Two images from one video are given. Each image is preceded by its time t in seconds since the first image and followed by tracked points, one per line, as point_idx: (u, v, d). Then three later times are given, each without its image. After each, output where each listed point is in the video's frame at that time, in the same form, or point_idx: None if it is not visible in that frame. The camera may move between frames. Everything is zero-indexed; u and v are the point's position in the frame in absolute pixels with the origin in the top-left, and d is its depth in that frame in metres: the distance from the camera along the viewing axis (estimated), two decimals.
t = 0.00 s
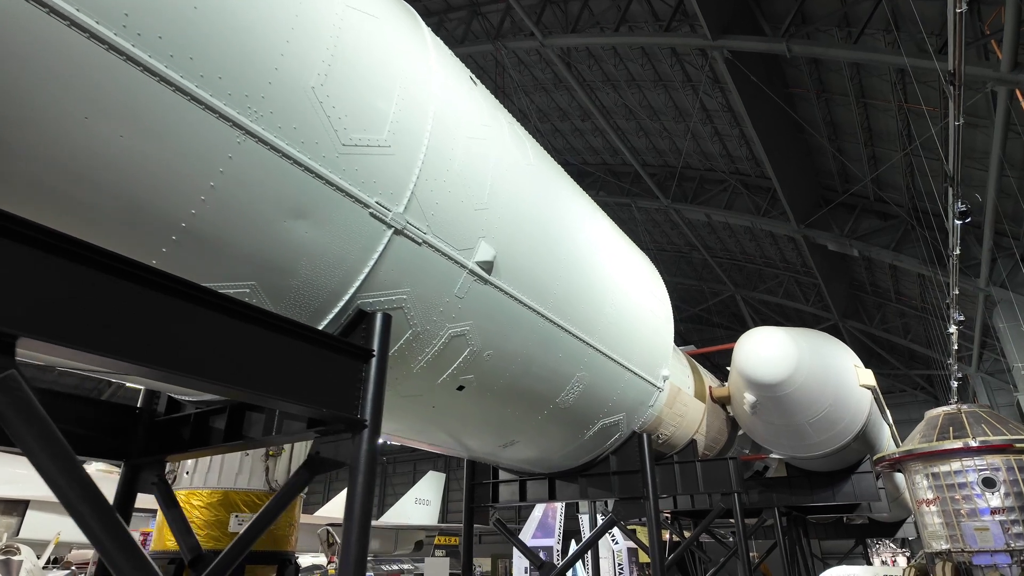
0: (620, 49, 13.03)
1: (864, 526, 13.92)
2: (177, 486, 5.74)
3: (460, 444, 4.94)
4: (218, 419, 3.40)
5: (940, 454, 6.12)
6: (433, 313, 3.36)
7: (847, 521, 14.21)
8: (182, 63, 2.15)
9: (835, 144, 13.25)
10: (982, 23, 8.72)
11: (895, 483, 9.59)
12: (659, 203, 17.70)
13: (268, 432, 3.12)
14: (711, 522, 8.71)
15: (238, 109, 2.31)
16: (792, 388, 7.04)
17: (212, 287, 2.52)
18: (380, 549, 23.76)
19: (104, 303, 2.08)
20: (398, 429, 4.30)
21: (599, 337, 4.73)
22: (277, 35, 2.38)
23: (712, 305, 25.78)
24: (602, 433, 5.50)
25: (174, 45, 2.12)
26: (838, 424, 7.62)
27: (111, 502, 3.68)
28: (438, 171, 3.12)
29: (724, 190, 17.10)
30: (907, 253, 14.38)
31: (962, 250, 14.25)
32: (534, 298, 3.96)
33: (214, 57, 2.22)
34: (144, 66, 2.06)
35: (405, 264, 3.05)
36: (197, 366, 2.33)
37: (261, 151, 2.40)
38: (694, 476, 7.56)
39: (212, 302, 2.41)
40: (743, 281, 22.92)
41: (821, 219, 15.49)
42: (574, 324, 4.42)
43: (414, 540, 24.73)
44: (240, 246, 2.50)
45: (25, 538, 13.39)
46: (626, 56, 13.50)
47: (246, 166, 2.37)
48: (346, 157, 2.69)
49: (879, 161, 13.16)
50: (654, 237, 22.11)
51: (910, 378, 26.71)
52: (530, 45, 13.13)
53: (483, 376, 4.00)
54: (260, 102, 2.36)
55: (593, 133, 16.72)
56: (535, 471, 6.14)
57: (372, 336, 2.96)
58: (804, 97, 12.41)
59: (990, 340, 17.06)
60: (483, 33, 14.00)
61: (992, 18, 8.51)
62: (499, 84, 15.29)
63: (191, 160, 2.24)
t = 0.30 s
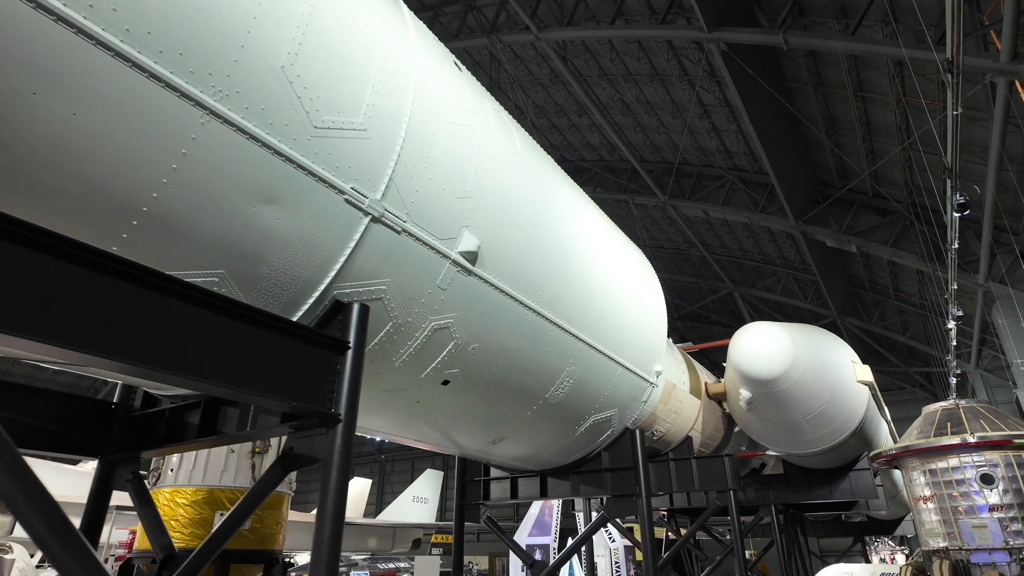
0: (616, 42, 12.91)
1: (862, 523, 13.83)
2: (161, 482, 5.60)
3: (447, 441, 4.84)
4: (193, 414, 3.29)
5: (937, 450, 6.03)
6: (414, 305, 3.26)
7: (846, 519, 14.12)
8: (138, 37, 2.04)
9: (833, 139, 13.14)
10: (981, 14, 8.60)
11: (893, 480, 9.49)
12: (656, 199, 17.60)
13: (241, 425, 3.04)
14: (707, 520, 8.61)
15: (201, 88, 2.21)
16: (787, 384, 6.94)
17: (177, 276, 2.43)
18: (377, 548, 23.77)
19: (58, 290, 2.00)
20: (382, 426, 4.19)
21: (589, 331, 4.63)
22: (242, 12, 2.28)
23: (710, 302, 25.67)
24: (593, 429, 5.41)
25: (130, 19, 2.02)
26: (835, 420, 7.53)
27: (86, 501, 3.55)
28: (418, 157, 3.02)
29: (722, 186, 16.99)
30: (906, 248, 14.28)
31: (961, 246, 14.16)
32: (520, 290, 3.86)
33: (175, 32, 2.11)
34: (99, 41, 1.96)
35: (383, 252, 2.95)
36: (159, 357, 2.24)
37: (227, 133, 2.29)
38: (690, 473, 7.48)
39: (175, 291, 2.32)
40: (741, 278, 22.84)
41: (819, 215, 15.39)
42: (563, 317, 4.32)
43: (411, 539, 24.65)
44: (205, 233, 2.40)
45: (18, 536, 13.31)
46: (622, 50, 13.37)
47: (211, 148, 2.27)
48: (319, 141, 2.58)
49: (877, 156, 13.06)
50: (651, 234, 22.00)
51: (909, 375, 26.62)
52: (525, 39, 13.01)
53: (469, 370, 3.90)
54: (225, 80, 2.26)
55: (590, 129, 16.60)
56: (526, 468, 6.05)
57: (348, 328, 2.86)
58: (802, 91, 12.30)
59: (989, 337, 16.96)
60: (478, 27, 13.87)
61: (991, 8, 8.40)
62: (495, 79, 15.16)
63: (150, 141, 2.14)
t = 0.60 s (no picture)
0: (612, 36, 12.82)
1: (861, 522, 13.73)
2: (147, 479, 5.50)
3: (436, 437, 4.75)
4: (170, 409, 3.20)
5: (935, 447, 5.95)
6: (396, 297, 3.17)
7: (845, 517, 14.03)
8: (97, 12, 1.96)
9: (832, 134, 13.06)
10: (981, 5, 8.50)
11: (892, 478, 9.40)
12: (654, 196, 17.51)
13: (217, 420, 2.96)
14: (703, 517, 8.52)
15: (165, 66, 2.12)
16: (784, 380, 6.86)
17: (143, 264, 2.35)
18: (375, 546, 23.71)
19: (16, 278, 1.94)
20: (367, 422, 4.09)
21: (580, 325, 4.54)
22: None
23: (709, 300, 25.58)
24: (586, 425, 5.32)
25: None
26: (833, 417, 7.44)
27: (61, 497, 3.42)
28: (399, 144, 2.93)
29: (720, 182, 16.89)
30: (905, 245, 14.20)
31: (961, 242, 14.07)
32: (509, 282, 3.77)
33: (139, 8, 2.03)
34: (53, 14, 1.87)
35: (362, 242, 2.86)
36: (123, 347, 2.16)
37: (193, 114, 2.21)
38: (686, 470, 7.40)
39: (141, 278, 2.25)
40: (740, 275, 22.75)
41: (818, 212, 15.31)
42: (553, 311, 4.23)
43: (409, 537, 24.60)
44: (173, 219, 2.31)
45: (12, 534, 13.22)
46: (619, 45, 13.28)
47: (178, 130, 2.19)
48: (293, 125, 2.50)
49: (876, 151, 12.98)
50: (650, 231, 21.90)
51: (909, 374, 26.54)
52: (521, 34, 12.92)
53: (456, 365, 3.81)
54: (192, 59, 2.18)
55: (588, 125, 16.50)
56: (518, 465, 5.97)
57: (325, 319, 2.77)
58: (800, 86, 12.22)
59: (989, 334, 16.87)
60: (474, 21, 13.76)
61: None
62: (492, 75, 15.06)
63: (112, 123, 2.06)
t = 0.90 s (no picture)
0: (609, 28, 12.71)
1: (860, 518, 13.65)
2: (132, 474, 5.43)
3: (425, 430, 4.66)
4: (146, 399, 3.11)
5: (933, 440, 5.87)
6: (378, 284, 3.07)
7: (844, 514, 13.96)
8: None
9: (831, 128, 12.97)
10: None
11: (891, 474, 9.31)
12: (652, 191, 17.42)
13: (192, 410, 2.87)
14: (700, 513, 8.43)
15: (127, 36, 2.02)
16: (781, 374, 6.77)
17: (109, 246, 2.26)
18: (373, 542, 23.67)
19: None
20: (352, 414, 4.00)
21: (573, 316, 4.45)
22: None
23: (708, 297, 25.49)
24: (579, 419, 5.24)
25: None
26: (831, 412, 7.35)
27: (37, 488, 3.33)
28: (380, 124, 2.83)
29: (719, 177, 16.80)
30: (904, 240, 14.12)
31: (961, 237, 13.98)
32: (497, 271, 3.67)
33: None
34: None
35: (342, 226, 2.76)
36: (83, 330, 2.07)
37: (158, 88, 2.11)
38: (682, 465, 7.31)
39: (106, 261, 2.16)
40: (739, 271, 22.67)
41: (817, 206, 15.22)
42: (543, 301, 4.13)
43: (408, 534, 24.56)
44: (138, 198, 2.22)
45: (5, 531, 13.14)
46: (617, 37, 13.18)
47: (140, 105, 2.09)
48: (266, 102, 2.41)
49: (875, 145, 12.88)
50: (649, 227, 21.80)
51: (909, 370, 26.46)
52: (518, 26, 12.81)
53: (443, 356, 3.71)
54: (155, 30, 2.08)
55: (586, 119, 16.39)
56: (510, 459, 5.89)
57: (302, 305, 2.67)
58: (799, 79, 12.12)
59: (989, 330, 16.79)
60: (471, 14, 13.64)
61: None
62: (489, 69, 14.95)
63: (68, 95, 1.97)
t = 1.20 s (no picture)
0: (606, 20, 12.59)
1: (859, 516, 13.57)
2: (116, 471, 5.36)
3: (412, 425, 4.56)
4: (117, 393, 3.00)
5: (932, 436, 5.77)
6: (357, 273, 2.96)
7: (842, 511, 13.88)
8: None
9: (830, 122, 12.86)
10: None
11: (889, 470, 9.22)
12: (650, 186, 17.31)
13: (162, 402, 2.77)
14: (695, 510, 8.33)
15: (80, 7, 1.92)
16: (777, 369, 6.67)
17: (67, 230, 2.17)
18: (371, 540, 23.66)
19: None
20: (335, 409, 3.89)
21: (563, 309, 4.34)
22: None
23: (707, 293, 25.39)
24: (570, 414, 5.15)
25: None
26: (828, 407, 7.26)
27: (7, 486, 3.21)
28: (357, 106, 2.73)
29: (717, 173, 16.70)
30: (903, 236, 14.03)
31: (961, 232, 13.88)
32: (484, 261, 3.57)
33: None
34: None
35: (317, 211, 2.66)
36: (34, 315, 1.95)
37: (115, 62, 2.01)
38: (677, 462, 7.22)
39: (62, 245, 2.05)
40: (738, 268, 22.57)
41: (816, 202, 15.13)
42: (532, 293, 4.02)
43: (405, 531, 24.48)
44: (98, 179, 2.12)
45: None
46: (614, 30, 13.06)
47: (96, 81, 1.99)
48: (234, 80, 2.30)
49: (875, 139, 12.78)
50: (647, 223, 21.68)
51: (908, 368, 26.39)
52: (514, 19, 12.67)
53: (428, 349, 3.60)
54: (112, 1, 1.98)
55: (584, 114, 16.27)
56: (502, 456, 5.80)
57: (275, 294, 2.56)
58: (798, 72, 12.01)
59: (989, 327, 16.69)
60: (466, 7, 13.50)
61: None
62: (485, 63, 14.81)
63: (19, 70, 1.86)
